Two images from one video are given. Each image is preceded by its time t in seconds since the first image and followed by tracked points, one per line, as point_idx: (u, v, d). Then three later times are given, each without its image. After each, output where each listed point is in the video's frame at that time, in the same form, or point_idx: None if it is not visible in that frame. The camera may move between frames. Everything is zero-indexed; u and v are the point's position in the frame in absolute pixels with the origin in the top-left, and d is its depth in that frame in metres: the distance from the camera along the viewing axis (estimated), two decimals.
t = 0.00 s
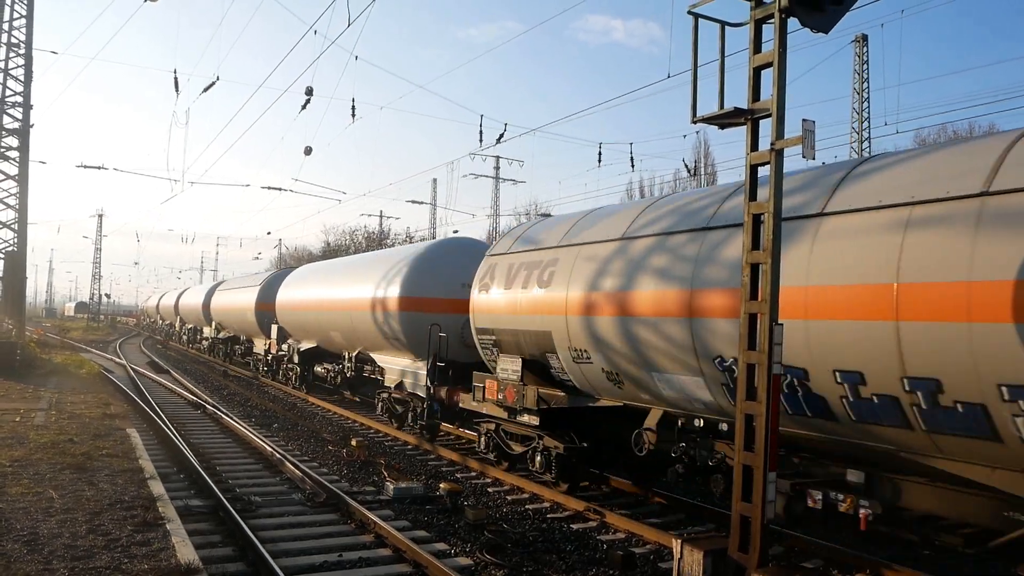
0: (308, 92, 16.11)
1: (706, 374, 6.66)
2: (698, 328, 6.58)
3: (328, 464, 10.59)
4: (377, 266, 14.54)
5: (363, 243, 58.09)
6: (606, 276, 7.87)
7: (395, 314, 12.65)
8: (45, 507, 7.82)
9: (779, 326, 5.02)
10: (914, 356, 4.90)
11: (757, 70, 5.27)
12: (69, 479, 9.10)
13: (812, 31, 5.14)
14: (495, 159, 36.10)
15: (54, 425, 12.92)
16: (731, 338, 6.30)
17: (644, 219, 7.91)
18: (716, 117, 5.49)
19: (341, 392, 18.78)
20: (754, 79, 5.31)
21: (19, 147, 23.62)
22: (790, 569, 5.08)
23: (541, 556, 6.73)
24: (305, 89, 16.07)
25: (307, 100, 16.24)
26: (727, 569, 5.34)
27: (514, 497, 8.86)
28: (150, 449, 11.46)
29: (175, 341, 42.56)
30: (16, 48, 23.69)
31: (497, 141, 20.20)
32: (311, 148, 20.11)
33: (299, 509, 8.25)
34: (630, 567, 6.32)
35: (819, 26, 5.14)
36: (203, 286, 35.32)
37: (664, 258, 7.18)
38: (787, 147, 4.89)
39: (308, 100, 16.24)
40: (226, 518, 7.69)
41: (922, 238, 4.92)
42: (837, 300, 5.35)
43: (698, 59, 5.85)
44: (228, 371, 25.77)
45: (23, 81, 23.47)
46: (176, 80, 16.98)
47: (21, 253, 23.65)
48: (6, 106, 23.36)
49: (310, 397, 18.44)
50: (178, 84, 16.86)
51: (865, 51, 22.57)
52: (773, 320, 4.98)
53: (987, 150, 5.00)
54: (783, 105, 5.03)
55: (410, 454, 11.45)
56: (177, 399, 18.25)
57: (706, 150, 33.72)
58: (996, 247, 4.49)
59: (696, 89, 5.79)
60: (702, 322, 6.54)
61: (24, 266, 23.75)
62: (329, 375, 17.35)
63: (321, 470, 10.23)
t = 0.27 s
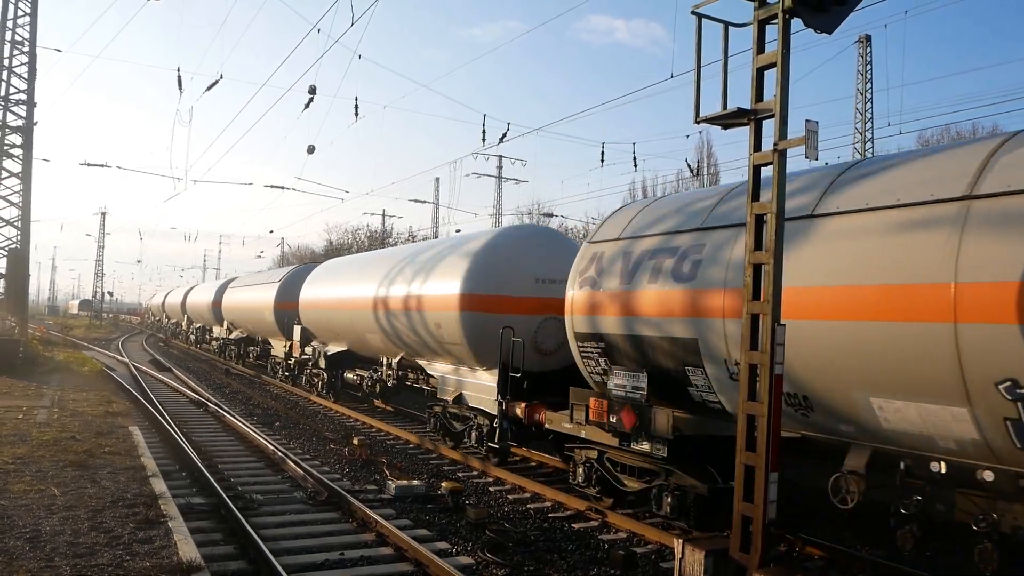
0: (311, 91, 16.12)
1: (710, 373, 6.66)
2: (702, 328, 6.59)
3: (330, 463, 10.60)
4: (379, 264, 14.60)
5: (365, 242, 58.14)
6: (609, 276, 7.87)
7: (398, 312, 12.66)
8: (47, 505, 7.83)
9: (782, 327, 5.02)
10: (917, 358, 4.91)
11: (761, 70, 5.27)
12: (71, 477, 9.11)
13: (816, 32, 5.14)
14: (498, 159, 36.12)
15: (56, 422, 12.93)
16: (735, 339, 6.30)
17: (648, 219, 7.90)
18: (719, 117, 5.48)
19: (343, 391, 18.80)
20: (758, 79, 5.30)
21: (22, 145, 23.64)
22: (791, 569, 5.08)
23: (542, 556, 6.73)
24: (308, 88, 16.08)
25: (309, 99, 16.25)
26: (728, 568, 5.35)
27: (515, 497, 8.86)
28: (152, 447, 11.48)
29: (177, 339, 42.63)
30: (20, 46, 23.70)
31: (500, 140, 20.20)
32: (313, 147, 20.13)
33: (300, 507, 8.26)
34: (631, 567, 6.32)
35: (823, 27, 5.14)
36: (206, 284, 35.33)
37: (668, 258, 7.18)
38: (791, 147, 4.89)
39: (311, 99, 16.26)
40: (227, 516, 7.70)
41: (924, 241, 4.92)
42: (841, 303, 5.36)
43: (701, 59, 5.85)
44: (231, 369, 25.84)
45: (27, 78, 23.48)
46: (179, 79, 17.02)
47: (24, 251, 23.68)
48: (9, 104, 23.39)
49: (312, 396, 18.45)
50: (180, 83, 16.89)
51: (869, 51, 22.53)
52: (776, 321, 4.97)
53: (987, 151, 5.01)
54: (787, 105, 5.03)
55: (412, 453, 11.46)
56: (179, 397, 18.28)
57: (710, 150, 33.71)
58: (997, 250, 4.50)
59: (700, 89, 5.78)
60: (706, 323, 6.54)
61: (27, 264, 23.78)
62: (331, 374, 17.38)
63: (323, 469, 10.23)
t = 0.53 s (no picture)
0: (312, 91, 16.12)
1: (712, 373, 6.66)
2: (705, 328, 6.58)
3: (331, 463, 10.60)
4: (379, 264, 14.63)
5: (366, 241, 58.20)
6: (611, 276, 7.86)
7: (399, 312, 12.66)
8: (47, 504, 7.83)
9: (783, 326, 5.01)
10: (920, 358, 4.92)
11: (762, 70, 5.26)
12: (72, 476, 9.12)
13: (817, 32, 5.14)
14: (498, 159, 36.14)
15: (57, 422, 12.95)
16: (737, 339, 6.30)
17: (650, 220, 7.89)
18: (719, 116, 5.48)
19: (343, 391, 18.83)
20: (759, 79, 5.30)
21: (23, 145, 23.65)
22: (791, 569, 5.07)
23: (542, 556, 6.73)
24: (309, 88, 16.09)
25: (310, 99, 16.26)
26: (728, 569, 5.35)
27: (516, 496, 8.86)
28: (153, 447, 11.48)
29: (178, 339, 42.70)
30: (21, 46, 23.71)
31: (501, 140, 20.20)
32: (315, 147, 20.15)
33: (301, 507, 8.26)
34: (631, 567, 6.32)
35: (823, 26, 5.13)
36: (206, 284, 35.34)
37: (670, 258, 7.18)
38: (791, 147, 4.88)
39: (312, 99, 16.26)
40: (228, 516, 7.70)
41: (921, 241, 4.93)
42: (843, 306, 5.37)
43: (702, 59, 5.85)
44: (231, 369, 25.88)
45: (28, 78, 23.48)
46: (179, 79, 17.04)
47: (25, 251, 23.70)
48: (10, 104, 23.39)
49: (313, 395, 18.46)
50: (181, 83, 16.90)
51: (870, 51, 22.53)
52: (777, 320, 4.97)
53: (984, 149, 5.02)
54: (788, 105, 5.02)
55: (412, 453, 11.46)
56: (180, 397, 18.27)
57: (710, 150, 33.76)
58: (993, 250, 4.51)
59: (701, 89, 5.78)
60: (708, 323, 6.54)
61: (28, 263, 23.79)
62: (332, 373, 17.41)
63: (323, 469, 10.24)
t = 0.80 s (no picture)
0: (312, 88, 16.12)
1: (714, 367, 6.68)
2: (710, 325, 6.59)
3: (331, 460, 10.61)
4: (379, 261, 14.63)
5: (366, 238, 58.22)
6: (613, 273, 7.86)
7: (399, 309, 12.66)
8: (48, 501, 7.84)
9: (783, 323, 5.02)
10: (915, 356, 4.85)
11: (763, 67, 5.26)
12: (73, 473, 9.12)
13: (818, 28, 5.13)
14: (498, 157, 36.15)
15: (58, 419, 12.96)
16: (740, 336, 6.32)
17: (652, 217, 7.88)
18: (720, 114, 5.48)
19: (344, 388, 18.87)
20: (759, 76, 5.29)
21: (23, 142, 23.65)
22: (792, 566, 5.07)
23: (543, 553, 6.73)
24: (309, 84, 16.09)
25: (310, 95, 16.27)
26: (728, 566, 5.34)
27: (516, 493, 8.87)
28: (153, 443, 11.49)
29: (178, 336, 42.76)
30: (21, 42, 23.69)
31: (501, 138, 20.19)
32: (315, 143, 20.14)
33: (301, 503, 8.27)
34: (632, 563, 6.33)
35: (824, 24, 5.12)
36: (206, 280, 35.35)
37: (670, 255, 7.19)
38: (792, 144, 4.88)
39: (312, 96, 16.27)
40: (228, 512, 7.70)
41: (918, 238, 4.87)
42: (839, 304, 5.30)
43: (702, 55, 5.84)
44: (231, 366, 25.93)
45: (28, 74, 23.47)
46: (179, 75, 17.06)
47: (25, 247, 23.71)
48: (9, 101, 23.38)
49: (313, 392, 18.47)
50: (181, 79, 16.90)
51: (871, 48, 22.52)
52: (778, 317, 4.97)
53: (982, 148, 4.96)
54: (788, 102, 5.02)
55: (412, 449, 11.47)
56: (180, 394, 18.28)
57: (711, 148, 33.78)
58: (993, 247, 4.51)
59: (701, 86, 5.77)
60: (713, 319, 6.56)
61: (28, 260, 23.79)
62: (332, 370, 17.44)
63: (324, 465, 10.24)
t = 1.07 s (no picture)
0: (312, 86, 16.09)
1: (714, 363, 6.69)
2: (711, 322, 6.58)
3: (332, 458, 10.61)
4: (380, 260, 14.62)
5: (367, 236, 58.20)
6: (613, 270, 7.85)
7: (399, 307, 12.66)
8: (49, 499, 7.84)
9: (784, 321, 5.01)
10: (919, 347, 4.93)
11: (763, 64, 5.25)
12: (74, 471, 9.13)
13: (819, 25, 5.11)
14: (499, 154, 36.10)
15: (59, 418, 12.97)
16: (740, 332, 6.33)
17: (652, 214, 7.88)
18: (720, 111, 5.47)
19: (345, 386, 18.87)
20: (760, 74, 5.28)
21: (23, 140, 23.65)
22: (793, 563, 5.07)
23: (544, 550, 6.74)
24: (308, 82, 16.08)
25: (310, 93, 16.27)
26: (729, 564, 5.34)
27: (517, 491, 8.87)
28: (154, 442, 11.50)
29: (179, 335, 42.76)
30: (21, 40, 23.67)
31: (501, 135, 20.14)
32: (315, 141, 20.13)
33: (302, 501, 8.27)
34: (633, 561, 6.34)
35: (825, 21, 5.11)
36: (207, 278, 35.32)
37: (671, 252, 7.18)
38: (792, 141, 4.87)
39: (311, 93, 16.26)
40: (229, 511, 7.71)
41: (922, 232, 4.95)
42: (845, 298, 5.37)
43: (703, 52, 5.83)
44: (232, 364, 25.96)
45: (28, 73, 23.47)
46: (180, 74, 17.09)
47: (26, 246, 23.71)
48: (10, 99, 23.37)
49: (314, 390, 18.46)
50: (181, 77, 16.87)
51: (871, 45, 22.48)
52: (778, 315, 4.96)
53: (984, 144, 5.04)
54: (789, 99, 5.00)
55: (413, 447, 11.47)
56: (181, 392, 18.27)
57: (711, 144, 33.73)
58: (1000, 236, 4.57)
59: (702, 83, 5.76)
60: (712, 316, 6.56)
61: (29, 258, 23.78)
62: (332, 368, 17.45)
63: (325, 463, 10.25)
